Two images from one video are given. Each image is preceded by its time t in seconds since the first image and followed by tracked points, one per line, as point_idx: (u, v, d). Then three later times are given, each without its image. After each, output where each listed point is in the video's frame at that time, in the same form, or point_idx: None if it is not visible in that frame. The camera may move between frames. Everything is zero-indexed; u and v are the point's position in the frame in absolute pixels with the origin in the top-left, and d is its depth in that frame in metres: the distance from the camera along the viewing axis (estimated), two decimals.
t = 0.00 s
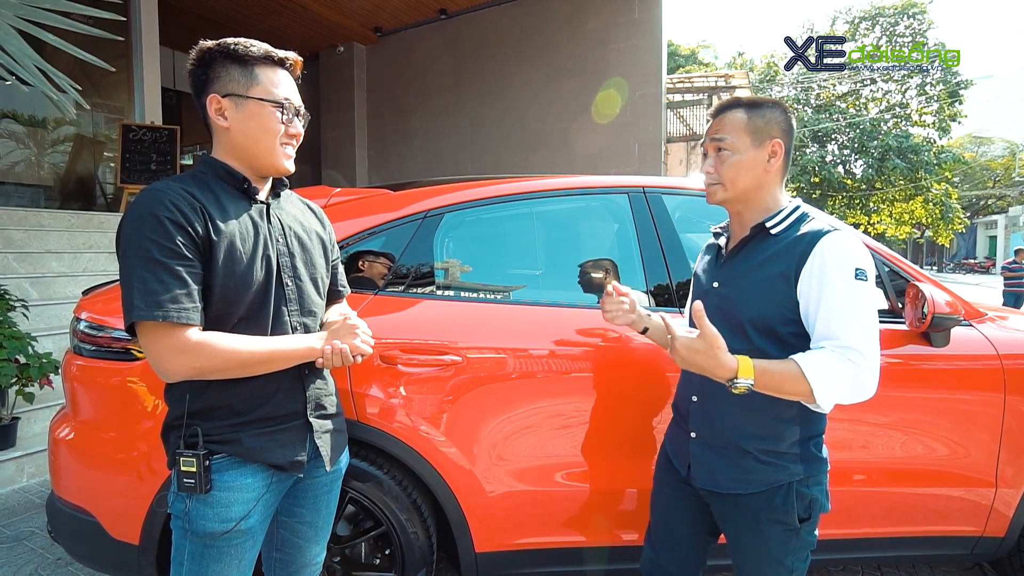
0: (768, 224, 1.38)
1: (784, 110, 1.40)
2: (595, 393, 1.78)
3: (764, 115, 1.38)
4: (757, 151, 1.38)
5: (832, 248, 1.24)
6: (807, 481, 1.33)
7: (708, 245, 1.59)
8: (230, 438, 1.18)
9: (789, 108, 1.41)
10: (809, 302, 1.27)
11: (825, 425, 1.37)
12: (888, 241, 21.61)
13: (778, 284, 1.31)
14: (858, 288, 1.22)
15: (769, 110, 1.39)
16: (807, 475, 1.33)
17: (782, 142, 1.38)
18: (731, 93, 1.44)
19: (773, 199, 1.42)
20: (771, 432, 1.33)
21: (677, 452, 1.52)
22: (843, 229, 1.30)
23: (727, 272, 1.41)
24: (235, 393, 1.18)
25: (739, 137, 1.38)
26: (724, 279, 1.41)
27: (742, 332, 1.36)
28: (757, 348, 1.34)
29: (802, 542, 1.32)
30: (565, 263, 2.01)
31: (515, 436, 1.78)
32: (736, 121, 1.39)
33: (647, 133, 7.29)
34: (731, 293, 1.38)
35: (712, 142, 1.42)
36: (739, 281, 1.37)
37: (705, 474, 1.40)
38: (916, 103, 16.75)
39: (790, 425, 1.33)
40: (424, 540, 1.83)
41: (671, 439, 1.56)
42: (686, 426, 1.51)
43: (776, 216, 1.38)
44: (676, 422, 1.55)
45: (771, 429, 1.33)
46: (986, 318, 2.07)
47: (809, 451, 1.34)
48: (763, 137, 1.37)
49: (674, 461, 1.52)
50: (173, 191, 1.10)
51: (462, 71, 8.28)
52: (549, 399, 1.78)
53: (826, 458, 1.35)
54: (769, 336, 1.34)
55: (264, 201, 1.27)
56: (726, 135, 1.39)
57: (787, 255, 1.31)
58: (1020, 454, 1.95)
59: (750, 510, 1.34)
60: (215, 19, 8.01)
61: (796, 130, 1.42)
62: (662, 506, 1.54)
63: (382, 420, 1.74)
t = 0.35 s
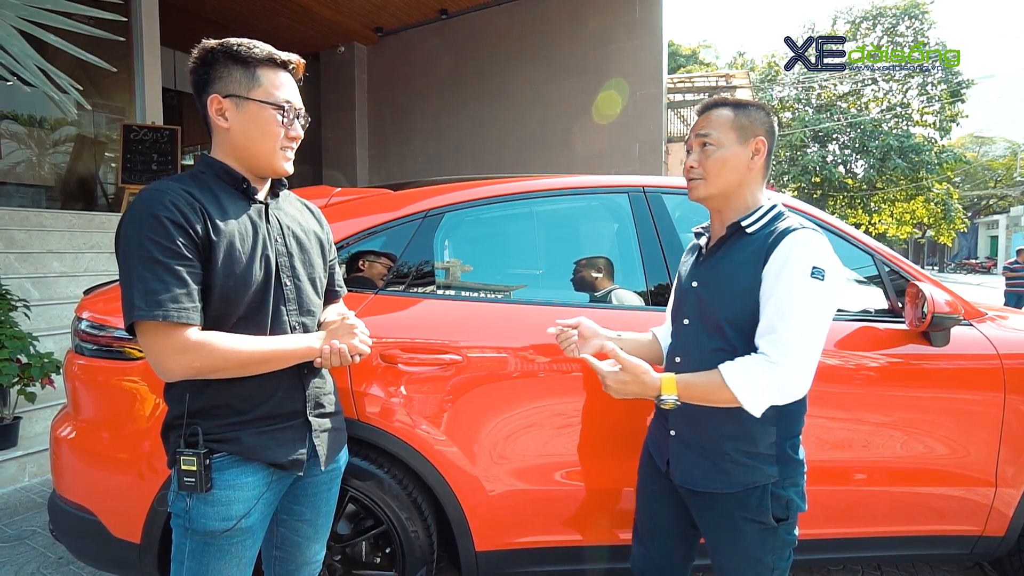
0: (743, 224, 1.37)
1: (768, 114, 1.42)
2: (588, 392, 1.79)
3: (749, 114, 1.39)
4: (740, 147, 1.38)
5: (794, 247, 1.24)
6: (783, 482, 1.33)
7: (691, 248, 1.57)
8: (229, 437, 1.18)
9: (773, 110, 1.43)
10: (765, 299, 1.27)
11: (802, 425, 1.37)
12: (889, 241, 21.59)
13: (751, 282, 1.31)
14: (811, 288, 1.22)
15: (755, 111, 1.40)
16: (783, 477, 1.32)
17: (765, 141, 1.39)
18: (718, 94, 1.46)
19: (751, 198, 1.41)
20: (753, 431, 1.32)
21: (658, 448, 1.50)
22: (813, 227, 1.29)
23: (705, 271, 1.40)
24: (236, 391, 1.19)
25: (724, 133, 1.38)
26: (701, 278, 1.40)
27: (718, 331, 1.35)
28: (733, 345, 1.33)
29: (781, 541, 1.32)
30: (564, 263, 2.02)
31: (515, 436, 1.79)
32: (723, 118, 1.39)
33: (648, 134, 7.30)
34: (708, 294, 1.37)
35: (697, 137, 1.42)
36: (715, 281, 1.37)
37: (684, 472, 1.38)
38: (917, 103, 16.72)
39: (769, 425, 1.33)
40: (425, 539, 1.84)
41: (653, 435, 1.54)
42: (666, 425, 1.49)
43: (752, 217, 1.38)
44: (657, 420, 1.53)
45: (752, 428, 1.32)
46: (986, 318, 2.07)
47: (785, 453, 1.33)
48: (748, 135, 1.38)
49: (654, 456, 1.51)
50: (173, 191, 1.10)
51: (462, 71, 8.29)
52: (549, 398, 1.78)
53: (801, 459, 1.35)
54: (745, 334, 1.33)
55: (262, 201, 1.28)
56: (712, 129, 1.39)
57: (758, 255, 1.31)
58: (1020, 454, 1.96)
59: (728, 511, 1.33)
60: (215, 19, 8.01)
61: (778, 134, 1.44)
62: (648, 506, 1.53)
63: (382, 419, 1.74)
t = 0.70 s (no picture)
0: (721, 223, 1.37)
1: (735, 113, 1.42)
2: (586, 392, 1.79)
3: (720, 118, 1.39)
4: (715, 153, 1.37)
5: (770, 243, 1.27)
6: (759, 477, 1.34)
7: (660, 246, 1.56)
8: (231, 437, 1.19)
9: (740, 109, 1.43)
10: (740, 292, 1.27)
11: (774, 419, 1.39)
12: (891, 241, 21.65)
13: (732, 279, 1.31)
14: (781, 281, 1.24)
15: (724, 114, 1.40)
16: (759, 472, 1.34)
17: (738, 143, 1.39)
18: (683, 96, 1.44)
19: (728, 199, 1.42)
20: (728, 427, 1.33)
21: (628, 447, 1.49)
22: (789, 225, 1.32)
23: (682, 270, 1.40)
24: (238, 390, 1.19)
25: (698, 141, 1.37)
26: (679, 275, 1.40)
27: (700, 328, 1.35)
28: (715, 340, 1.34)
29: (758, 536, 1.33)
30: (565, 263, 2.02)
31: (517, 436, 1.79)
32: (694, 124, 1.38)
33: (649, 134, 7.31)
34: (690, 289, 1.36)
35: (670, 147, 1.40)
36: (697, 278, 1.36)
37: (660, 471, 1.37)
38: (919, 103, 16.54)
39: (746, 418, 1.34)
40: (426, 538, 1.84)
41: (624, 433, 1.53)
42: (642, 422, 1.48)
43: (729, 215, 1.38)
44: (631, 417, 1.52)
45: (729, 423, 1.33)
46: (987, 318, 2.07)
47: (762, 448, 1.35)
48: (721, 139, 1.38)
49: (625, 457, 1.49)
50: (174, 192, 1.11)
51: (463, 71, 8.29)
52: (549, 398, 1.79)
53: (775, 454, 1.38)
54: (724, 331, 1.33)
55: (264, 201, 1.28)
56: (685, 138, 1.38)
57: (735, 253, 1.32)
58: (1021, 454, 1.96)
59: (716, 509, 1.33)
60: (217, 19, 8.02)
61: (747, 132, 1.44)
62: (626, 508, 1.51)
63: (384, 419, 1.74)
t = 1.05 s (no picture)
0: (703, 225, 1.39)
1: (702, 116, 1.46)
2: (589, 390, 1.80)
3: (698, 122, 1.40)
4: (695, 157, 1.39)
5: (771, 246, 1.31)
6: (749, 464, 1.37)
7: (621, 241, 1.55)
8: (231, 436, 1.19)
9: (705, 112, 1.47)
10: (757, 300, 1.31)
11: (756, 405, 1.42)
12: (892, 241, 21.63)
13: (723, 278, 1.32)
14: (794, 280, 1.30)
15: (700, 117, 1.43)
16: (749, 455, 1.36)
17: (711, 147, 1.43)
18: (661, 97, 1.42)
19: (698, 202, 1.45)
20: (719, 418, 1.34)
21: (619, 451, 1.44)
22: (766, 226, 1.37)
23: (665, 268, 1.39)
24: (239, 389, 1.20)
25: (682, 145, 1.37)
26: (663, 277, 1.38)
27: (690, 328, 1.34)
28: (709, 345, 1.33)
29: (751, 525, 1.35)
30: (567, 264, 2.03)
31: (519, 435, 1.80)
32: (678, 127, 1.37)
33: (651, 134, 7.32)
34: (672, 291, 1.35)
35: (654, 151, 1.37)
36: (681, 276, 1.35)
37: (659, 472, 1.35)
38: (920, 102, 16.62)
39: (739, 408, 1.35)
40: (428, 538, 1.85)
41: (610, 438, 1.48)
42: (631, 425, 1.43)
43: (709, 215, 1.40)
44: (618, 422, 1.47)
45: (723, 414, 1.34)
46: (989, 318, 2.07)
47: (750, 433, 1.38)
48: (699, 143, 1.40)
49: (615, 460, 1.45)
50: (176, 192, 1.11)
51: (464, 71, 8.30)
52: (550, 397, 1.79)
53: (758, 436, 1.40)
54: (716, 331, 1.33)
55: (266, 201, 1.28)
56: (670, 142, 1.37)
57: (726, 257, 1.33)
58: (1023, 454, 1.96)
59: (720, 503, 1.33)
60: (218, 20, 8.02)
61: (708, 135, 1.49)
62: (612, 509, 1.47)
63: (386, 418, 1.75)
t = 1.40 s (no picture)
0: (702, 228, 1.41)
1: (692, 114, 1.48)
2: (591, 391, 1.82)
3: (675, 117, 1.46)
4: (669, 149, 1.43)
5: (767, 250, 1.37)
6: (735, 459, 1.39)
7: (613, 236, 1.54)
8: (228, 433, 1.20)
9: (697, 111, 1.50)
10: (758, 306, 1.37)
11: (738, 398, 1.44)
12: (894, 241, 21.61)
13: (721, 282, 1.35)
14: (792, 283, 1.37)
15: (682, 113, 1.47)
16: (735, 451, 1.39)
17: (692, 141, 1.45)
18: (644, 98, 1.51)
19: (686, 197, 1.46)
20: (707, 422, 1.37)
21: (607, 457, 1.43)
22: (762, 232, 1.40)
23: (661, 269, 1.39)
24: (236, 388, 1.21)
25: (653, 137, 1.43)
26: (660, 277, 1.38)
27: (689, 332, 1.36)
28: (705, 347, 1.35)
29: (741, 522, 1.37)
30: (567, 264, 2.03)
31: (520, 435, 1.80)
32: (650, 121, 1.45)
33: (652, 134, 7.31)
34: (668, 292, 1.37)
35: (628, 143, 1.46)
36: (678, 279, 1.37)
37: (649, 475, 1.35)
38: (922, 102, 16.63)
39: (726, 409, 1.39)
40: (430, 537, 1.85)
41: (595, 443, 1.48)
42: (620, 429, 1.42)
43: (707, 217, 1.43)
44: (607, 428, 1.45)
45: (709, 417, 1.37)
46: (989, 318, 2.07)
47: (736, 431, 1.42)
48: (676, 137, 1.44)
49: (604, 467, 1.44)
50: (176, 191, 1.13)
51: (466, 72, 8.31)
52: (551, 398, 1.80)
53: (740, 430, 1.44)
54: (714, 335, 1.36)
55: (269, 201, 1.29)
56: (640, 134, 1.44)
57: (725, 263, 1.36)
58: None
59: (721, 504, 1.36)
60: (220, 21, 8.04)
61: (705, 132, 1.50)
62: (604, 511, 1.46)
63: (388, 418, 1.76)
